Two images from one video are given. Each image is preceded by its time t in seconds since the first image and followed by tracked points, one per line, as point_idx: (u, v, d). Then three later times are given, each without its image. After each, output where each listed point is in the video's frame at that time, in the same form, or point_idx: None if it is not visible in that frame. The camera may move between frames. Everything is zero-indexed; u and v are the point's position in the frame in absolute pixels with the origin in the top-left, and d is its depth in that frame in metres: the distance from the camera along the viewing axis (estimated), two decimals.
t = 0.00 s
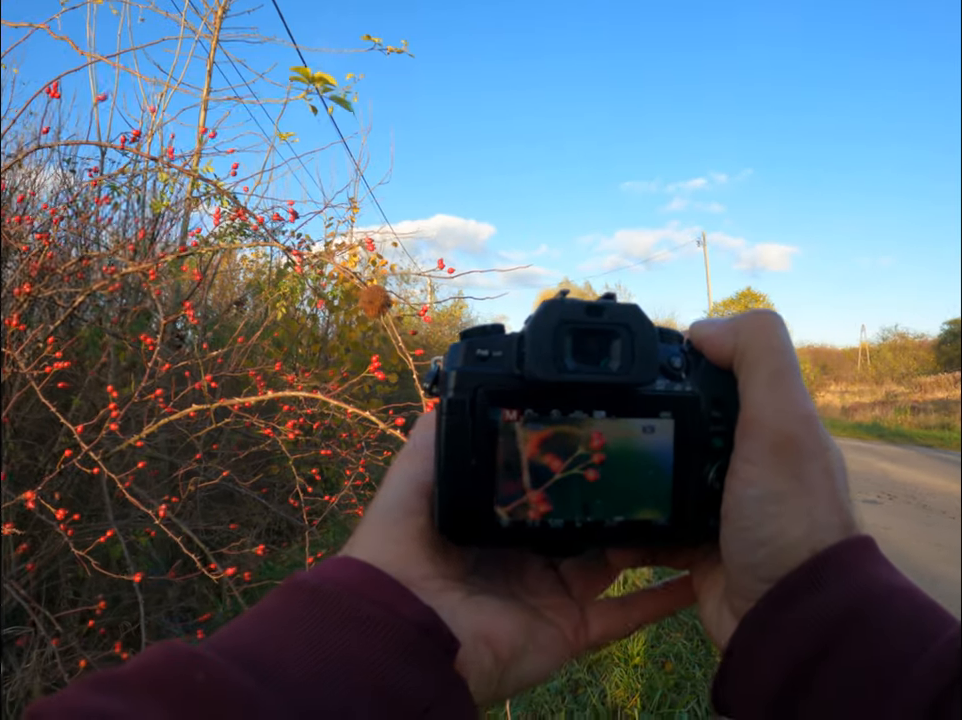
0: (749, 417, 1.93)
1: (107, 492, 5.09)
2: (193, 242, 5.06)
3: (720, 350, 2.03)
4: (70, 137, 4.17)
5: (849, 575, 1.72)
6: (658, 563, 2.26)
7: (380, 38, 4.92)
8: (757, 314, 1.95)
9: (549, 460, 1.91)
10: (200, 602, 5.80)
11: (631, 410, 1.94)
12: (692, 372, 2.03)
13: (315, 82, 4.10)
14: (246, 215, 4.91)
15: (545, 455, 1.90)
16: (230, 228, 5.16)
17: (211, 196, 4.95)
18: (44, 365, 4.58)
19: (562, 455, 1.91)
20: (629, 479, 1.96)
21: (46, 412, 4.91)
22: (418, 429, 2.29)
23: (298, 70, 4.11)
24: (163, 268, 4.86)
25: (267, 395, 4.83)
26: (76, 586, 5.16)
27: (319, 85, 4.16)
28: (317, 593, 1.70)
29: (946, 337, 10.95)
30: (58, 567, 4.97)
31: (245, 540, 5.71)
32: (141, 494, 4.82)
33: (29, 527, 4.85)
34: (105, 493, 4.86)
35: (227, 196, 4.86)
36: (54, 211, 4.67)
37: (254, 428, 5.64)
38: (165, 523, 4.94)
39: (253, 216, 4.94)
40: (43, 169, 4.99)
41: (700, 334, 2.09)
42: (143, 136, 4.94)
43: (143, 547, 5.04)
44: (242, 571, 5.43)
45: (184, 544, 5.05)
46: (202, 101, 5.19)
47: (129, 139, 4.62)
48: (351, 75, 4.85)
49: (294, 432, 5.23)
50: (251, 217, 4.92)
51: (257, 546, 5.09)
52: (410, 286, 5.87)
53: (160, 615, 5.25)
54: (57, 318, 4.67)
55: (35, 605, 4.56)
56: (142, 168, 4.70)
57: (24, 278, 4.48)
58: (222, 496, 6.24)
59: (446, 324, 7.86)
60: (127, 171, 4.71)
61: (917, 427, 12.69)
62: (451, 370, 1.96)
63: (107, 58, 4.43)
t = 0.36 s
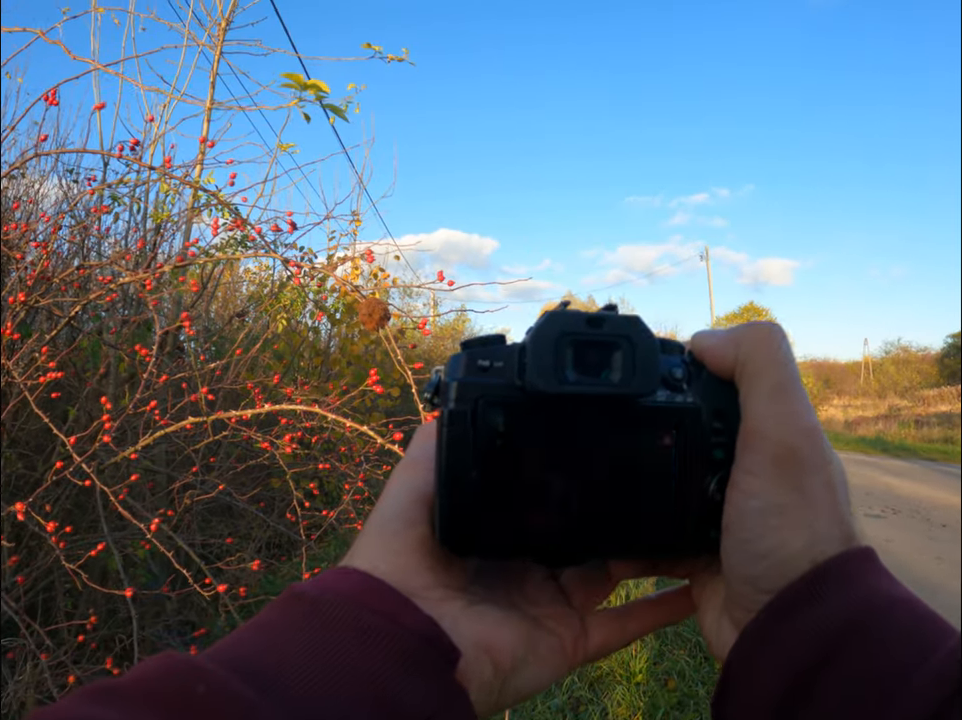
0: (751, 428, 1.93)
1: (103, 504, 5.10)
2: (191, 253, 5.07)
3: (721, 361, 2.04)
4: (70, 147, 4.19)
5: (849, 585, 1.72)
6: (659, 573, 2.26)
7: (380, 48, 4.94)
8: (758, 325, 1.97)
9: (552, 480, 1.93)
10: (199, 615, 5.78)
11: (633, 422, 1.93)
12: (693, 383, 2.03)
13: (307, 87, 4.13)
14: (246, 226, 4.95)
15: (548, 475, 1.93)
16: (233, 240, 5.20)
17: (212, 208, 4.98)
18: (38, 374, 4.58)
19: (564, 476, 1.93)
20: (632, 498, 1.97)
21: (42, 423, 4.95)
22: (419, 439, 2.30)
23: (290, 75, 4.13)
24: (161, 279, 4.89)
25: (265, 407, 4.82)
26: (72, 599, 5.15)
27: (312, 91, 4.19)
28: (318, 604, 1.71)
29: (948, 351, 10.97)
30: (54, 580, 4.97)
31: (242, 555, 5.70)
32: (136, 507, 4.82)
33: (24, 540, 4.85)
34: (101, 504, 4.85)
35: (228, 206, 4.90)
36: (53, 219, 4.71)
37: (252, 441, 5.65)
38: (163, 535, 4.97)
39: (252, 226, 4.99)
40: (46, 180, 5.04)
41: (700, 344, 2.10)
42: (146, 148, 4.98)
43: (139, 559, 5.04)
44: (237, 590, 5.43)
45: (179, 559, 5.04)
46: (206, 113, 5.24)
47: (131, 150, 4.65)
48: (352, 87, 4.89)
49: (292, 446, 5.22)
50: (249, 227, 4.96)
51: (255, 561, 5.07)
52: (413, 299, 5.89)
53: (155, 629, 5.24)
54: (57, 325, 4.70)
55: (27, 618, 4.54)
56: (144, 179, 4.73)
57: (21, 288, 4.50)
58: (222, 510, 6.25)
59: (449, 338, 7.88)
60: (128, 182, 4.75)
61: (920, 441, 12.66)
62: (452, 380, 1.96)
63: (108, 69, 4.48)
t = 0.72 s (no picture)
0: (749, 439, 1.94)
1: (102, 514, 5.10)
2: (193, 260, 5.07)
3: (720, 373, 2.05)
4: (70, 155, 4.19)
5: (848, 596, 1.73)
6: (658, 583, 2.27)
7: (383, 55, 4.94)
8: (757, 337, 1.98)
9: (552, 494, 1.94)
10: (200, 625, 5.76)
11: (630, 433, 1.95)
12: (692, 395, 2.05)
13: (306, 93, 4.16)
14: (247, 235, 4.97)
15: (548, 489, 1.94)
16: (234, 249, 5.22)
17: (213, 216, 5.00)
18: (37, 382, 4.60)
19: (563, 490, 1.95)
20: (632, 513, 1.98)
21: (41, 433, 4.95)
22: (418, 449, 2.31)
23: (289, 84, 4.15)
24: (161, 287, 4.90)
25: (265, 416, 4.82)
26: (70, 609, 5.15)
27: (311, 97, 4.22)
28: (318, 615, 1.72)
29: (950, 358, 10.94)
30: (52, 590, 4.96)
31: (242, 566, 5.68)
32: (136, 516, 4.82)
33: (22, 550, 4.85)
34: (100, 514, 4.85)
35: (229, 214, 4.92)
36: (54, 227, 4.73)
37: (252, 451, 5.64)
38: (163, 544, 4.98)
39: (252, 234, 5.01)
40: (48, 189, 5.07)
41: (700, 355, 2.11)
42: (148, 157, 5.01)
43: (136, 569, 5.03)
44: (237, 601, 5.41)
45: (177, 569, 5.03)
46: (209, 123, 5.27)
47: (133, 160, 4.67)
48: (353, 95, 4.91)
49: (292, 455, 5.22)
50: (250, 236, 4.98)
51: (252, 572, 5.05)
52: (414, 308, 5.90)
53: (154, 639, 5.23)
54: (58, 334, 4.71)
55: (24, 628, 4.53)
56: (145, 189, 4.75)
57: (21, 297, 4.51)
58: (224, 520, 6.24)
59: (450, 346, 7.89)
60: (129, 191, 4.78)
61: (923, 448, 12.63)
62: (451, 391, 1.97)
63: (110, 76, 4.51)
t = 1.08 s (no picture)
0: (749, 436, 1.94)
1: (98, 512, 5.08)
2: (187, 260, 5.08)
3: (721, 369, 2.04)
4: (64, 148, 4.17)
5: (848, 593, 1.72)
6: (658, 581, 2.26)
7: (384, 50, 4.92)
8: (756, 333, 1.97)
9: (558, 497, 1.93)
10: (199, 623, 5.75)
11: (631, 430, 1.94)
12: (692, 392, 2.04)
13: (303, 76, 4.14)
14: (245, 230, 4.97)
15: (553, 492, 1.93)
16: (234, 246, 5.21)
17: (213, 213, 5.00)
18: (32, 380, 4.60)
19: (570, 493, 1.94)
20: (634, 512, 1.98)
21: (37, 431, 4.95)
22: (418, 446, 2.31)
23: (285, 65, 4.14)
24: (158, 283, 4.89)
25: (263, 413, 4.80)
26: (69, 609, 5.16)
27: (308, 80, 4.20)
28: (317, 611, 1.71)
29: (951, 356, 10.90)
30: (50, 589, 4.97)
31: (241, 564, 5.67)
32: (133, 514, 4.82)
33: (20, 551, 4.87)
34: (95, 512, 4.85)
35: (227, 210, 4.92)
36: (51, 222, 4.72)
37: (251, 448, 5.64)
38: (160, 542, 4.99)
39: (250, 229, 5.00)
40: (47, 187, 5.07)
41: (700, 352, 2.11)
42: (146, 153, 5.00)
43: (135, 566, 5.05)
44: (235, 599, 5.40)
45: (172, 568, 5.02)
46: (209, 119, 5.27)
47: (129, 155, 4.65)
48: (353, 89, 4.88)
49: (291, 452, 5.21)
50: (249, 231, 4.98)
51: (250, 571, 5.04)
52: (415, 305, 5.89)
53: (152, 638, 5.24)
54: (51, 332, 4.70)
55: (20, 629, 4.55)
56: (143, 184, 4.74)
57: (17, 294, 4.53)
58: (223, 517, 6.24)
59: (451, 343, 7.89)
60: (128, 187, 4.78)
61: (925, 444, 12.62)
62: (451, 387, 1.96)
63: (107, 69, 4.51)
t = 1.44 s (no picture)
0: (756, 412, 1.92)
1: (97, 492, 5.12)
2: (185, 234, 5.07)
3: (727, 344, 2.01)
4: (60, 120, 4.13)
5: (854, 571, 1.72)
6: (664, 557, 2.26)
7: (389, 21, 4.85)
8: (765, 308, 1.94)
9: (563, 470, 1.92)
10: (204, 600, 5.76)
11: (638, 404, 1.93)
12: (700, 366, 2.02)
13: (300, 30, 4.08)
14: (245, 203, 4.93)
15: (558, 464, 1.92)
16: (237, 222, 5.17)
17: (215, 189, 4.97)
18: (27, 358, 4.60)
19: (575, 466, 1.92)
20: (640, 486, 1.96)
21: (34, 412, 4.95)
22: (423, 420, 2.30)
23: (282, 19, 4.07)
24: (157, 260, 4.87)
25: (263, 390, 4.79)
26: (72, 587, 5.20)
27: (305, 35, 4.14)
28: (322, 584, 1.71)
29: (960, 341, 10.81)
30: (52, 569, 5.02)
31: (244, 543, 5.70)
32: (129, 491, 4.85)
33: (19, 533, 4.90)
34: (94, 490, 4.88)
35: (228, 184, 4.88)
36: (51, 199, 4.70)
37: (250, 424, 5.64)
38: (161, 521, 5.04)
39: (250, 201, 4.95)
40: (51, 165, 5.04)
41: (707, 327, 2.07)
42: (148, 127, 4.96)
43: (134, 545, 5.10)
44: (236, 578, 5.42)
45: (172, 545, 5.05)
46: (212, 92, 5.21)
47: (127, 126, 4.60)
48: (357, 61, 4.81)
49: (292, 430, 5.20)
50: (250, 204, 4.94)
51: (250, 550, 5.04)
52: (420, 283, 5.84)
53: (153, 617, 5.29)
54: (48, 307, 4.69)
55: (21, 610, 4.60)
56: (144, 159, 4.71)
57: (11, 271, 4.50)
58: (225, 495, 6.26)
59: (457, 322, 7.85)
60: (129, 162, 4.75)
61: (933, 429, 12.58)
62: (456, 361, 1.95)
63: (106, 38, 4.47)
